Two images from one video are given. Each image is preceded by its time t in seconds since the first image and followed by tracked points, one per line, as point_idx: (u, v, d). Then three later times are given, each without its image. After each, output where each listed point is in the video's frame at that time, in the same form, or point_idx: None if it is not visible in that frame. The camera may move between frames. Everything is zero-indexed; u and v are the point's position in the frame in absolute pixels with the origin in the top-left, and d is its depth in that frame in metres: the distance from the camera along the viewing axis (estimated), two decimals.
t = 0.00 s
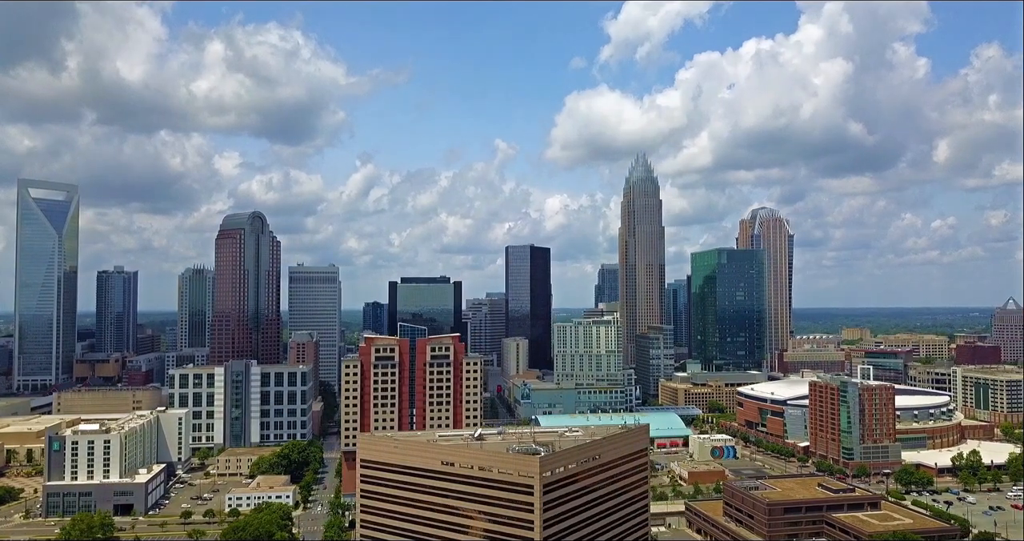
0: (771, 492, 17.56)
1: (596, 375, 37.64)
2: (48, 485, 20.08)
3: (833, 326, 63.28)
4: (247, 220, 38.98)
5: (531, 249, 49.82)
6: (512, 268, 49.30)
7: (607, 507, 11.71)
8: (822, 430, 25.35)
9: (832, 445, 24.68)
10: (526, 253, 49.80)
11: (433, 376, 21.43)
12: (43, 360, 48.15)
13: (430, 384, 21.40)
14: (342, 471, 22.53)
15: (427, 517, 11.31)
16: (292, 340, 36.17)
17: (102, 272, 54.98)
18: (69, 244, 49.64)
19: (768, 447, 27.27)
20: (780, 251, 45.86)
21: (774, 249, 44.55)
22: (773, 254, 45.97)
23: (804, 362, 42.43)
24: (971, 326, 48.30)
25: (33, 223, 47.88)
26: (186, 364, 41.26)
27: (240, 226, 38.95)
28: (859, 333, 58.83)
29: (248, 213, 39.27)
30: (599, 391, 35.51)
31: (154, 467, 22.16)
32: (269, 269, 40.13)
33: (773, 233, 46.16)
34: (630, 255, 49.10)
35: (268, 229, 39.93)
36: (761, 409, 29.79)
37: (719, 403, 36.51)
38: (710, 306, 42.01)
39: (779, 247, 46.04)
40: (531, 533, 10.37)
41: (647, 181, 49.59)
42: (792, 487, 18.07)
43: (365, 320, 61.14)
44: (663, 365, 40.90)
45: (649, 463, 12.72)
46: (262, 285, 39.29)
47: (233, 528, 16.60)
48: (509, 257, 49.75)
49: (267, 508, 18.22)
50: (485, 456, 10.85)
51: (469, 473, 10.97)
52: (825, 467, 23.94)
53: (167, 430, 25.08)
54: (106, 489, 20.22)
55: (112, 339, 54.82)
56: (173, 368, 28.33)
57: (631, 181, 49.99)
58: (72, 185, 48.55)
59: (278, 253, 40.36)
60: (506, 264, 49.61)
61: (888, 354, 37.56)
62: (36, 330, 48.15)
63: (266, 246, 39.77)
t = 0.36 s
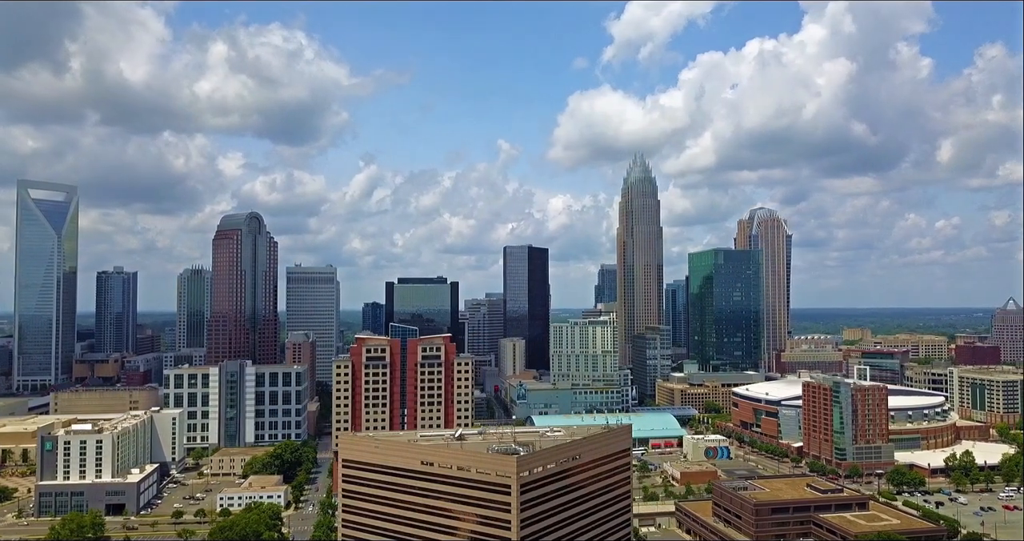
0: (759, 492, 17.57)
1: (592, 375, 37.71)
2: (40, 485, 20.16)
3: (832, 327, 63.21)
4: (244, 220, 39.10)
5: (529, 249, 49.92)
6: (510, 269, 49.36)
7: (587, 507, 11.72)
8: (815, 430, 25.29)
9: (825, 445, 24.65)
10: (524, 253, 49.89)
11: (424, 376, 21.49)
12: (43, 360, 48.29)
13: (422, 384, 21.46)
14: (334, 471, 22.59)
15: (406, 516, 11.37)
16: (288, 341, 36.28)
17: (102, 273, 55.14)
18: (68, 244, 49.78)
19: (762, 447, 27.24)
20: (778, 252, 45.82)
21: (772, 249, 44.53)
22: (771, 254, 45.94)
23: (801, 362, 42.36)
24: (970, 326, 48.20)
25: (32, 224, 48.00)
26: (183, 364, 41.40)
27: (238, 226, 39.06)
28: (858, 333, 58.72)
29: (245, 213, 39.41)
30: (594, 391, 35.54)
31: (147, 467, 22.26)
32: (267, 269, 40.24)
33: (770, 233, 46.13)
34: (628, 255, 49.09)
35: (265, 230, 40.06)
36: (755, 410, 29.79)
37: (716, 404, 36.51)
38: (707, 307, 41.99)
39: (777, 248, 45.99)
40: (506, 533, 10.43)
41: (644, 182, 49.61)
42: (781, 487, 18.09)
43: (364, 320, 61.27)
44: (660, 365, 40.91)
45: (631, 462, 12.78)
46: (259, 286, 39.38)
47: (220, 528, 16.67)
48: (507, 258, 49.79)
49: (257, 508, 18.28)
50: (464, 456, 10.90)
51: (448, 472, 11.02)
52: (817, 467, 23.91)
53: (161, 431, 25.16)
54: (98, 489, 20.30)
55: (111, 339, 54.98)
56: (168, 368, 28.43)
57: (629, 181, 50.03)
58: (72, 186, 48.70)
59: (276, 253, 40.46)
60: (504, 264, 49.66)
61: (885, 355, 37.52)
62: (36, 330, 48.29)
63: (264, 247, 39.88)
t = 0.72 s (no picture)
0: (753, 493, 17.52)
1: (594, 375, 37.71)
2: (41, 483, 20.35)
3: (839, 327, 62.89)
4: (248, 221, 39.34)
5: (533, 249, 49.96)
6: (514, 269, 49.39)
7: (573, 507, 11.73)
8: (816, 431, 25.16)
9: (825, 446, 24.55)
10: (528, 253, 49.94)
11: (422, 376, 21.55)
12: (51, 360, 48.74)
13: (419, 384, 21.53)
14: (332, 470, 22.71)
15: (392, 515, 11.44)
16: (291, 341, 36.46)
17: (110, 273, 55.57)
18: (76, 244, 50.19)
19: (762, 448, 27.17)
20: (783, 252, 45.65)
21: (776, 249, 44.36)
22: (776, 254, 45.77)
23: (806, 363, 42.14)
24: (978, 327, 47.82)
25: (41, 225, 48.42)
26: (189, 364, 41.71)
27: (242, 226, 39.29)
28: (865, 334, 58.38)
29: (249, 214, 39.66)
30: (597, 391, 35.52)
31: (147, 466, 22.43)
32: (270, 269, 40.43)
33: (775, 233, 45.96)
34: (632, 255, 49.00)
35: (269, 230, 40.28)
36: (757, 410, 29.71)
37: (719, 404, 36.41)
38: (711, 308, 41.89)
39: (783, 248, 45.81)
40: (489, 531, 10.48)
41: (649, 182, 49.53)
42: (776, 487, 18.06)
43: (370, 321, 61.48)
44: (663, 366, 40.84)
45: (619, 462, 12.78)
46: (263, 285, 39.57)
47: (214, 527, 16.78)
48: (511, 258, 49.83)
49: (254, 506, 18.40)
50: (448, 455, 10.95)
51: (433, 472, 11.08)
52: (817, 468, 23.82)
53: (162, 430, 25.35)
54: (98, 487, 20.45)
55: (119, 339, 55.41)
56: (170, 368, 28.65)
57: (633, 181, 49.98)
58: (80, 187, 49.09)
59: (279, 253, 40.67)
60: (508, 264, 49.70)
61: (889, 356, 37.31)
62: (45, 330, 48.74)
63: (268, 247, 40.09)
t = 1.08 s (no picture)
0: (750, 494, 17.45)
1: (599, 375, 37.66)
2: (45, 481, 20.61)
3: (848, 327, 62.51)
4: (255, 221, 39.59)
5: (539, 249, 49.98)
6: (520, 269, 49.40)
7: (562, 507, 11.75)
8: (818, 432, 25.02)
9: (827, 447, 24.41)
10: (534, 254, 49.96)
11: (421, 376, 21.64)
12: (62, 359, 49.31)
13: (419, 384, 21.62)
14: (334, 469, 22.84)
15: (382, 514, 11.51)
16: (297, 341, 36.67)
17: (121, 273, 56.08)
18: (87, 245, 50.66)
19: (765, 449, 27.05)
20: (790, 253, 45.41)
21: (783, 249, 44.12)
22: (783, 254, 45.54)
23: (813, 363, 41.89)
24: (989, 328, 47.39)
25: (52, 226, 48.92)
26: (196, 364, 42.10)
27: (248, 226, 39.55)
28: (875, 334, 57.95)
29: (256, 214, 39.91)
30: (601, 392, 35.49)
31: (151, 464, 22.63)
32: (278, 269, 40.66)
33: (782, 233, 45.72)
34: (639, 255, 48.86)
35: (276, 230, 40.51)
36: (760, 411, 29.59)
37: (724, 404, 36.28)
38: (717, 308, 41.74)
39: (790, 249, 45.56)
40: (475, 531, 10.54)
41: (655, 181, 49.40)
42: (774, 488, 17.99)
43: (378, 321, 61.69)
44: (669, 366, 40.76)
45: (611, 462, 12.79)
46: (269, 285, 39.80)
47: (211, 525, 16.90)
48: (517, 258, 49.86)
49: (253, 505, 18.55)
50: (435, 454, 11.01)
51: (421, 471, 11.14)
52: (819, 469, 23.68)
53: (167, 429, 25.62)
54: (101, 485, 20.66)
55: (129, 339, 55.99)
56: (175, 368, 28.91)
57: (639, 181, 49.87)
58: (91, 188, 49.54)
59: (286, 253, 40.89)
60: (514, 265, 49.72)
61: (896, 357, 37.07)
62: (56, 329, 49.28)
63: (275, 247, 40.32)
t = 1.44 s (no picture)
0: (746, 494, 17.41)
1: (603, 376, 37.61)
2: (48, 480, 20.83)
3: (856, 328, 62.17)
4: (261, 222, 39.80)
5: (544, 250, 49.96)
6: (525, 269, 49.41)
7: (549, 507, 11.76)
8: (819, 432, 24.89)
9: (829, 447, 24.28)
10: (540, 254, 49.94)
11: (420, 376, 21.72)
12: (71, 359, 49.86)
13: (417, 383, 21.70)
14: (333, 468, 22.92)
15: (371, 513, 11.55)
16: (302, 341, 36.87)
17: (130, 274, 56.54)
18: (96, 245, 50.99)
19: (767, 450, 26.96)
20: (796, 253, 45.21)
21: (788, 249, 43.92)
22: (789, 255, 45.35)
23: (818, 364, 41.66)
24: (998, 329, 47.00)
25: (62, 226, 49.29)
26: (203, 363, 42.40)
27: (254, 227, 39.76)
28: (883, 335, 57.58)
29: (261, 215, 40.11)
30: (604, 392, 35.45)
31: (152, 463, 22.84)
32: (283, 269, 40.86)
33: (788, 233, 45.54)
34: (644, 255, 48.75)
35: (281, 230, 40.69)
36: (762, 412, 29.49)
37: (728, 405, 36.15)
38: (722, 308, 41.62)
39: (795, 249, 45.37)
40: (462, 530, 10.57)
41: (661, 182, 49.31)
42: (770, 489, 17.95)
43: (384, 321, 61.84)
44: (673, 366, 40.66)
45: (600, 461, 12.80)
46: (274, 285, 40.02)
47: (208, 523, 17.03)
48: (523, 258, 49.86)
49: (251, 504, 18.68)
50: (422, 454, 11.04)
51: (409, 471, 11.19)
52: (820, 470, 23.56)
53: (170, 428, 25.84)
54: (103, 483, 20.87)
55: (137, 339, 56.61)
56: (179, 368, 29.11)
57: (645, 181, 49.78)
58: (100, 189, 49.90)
59: (292, 253, 41.07)
60: (519, 265, 49.73)
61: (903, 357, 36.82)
62: (65, 329, 49.77)
63: (279, 248, 40.50)
